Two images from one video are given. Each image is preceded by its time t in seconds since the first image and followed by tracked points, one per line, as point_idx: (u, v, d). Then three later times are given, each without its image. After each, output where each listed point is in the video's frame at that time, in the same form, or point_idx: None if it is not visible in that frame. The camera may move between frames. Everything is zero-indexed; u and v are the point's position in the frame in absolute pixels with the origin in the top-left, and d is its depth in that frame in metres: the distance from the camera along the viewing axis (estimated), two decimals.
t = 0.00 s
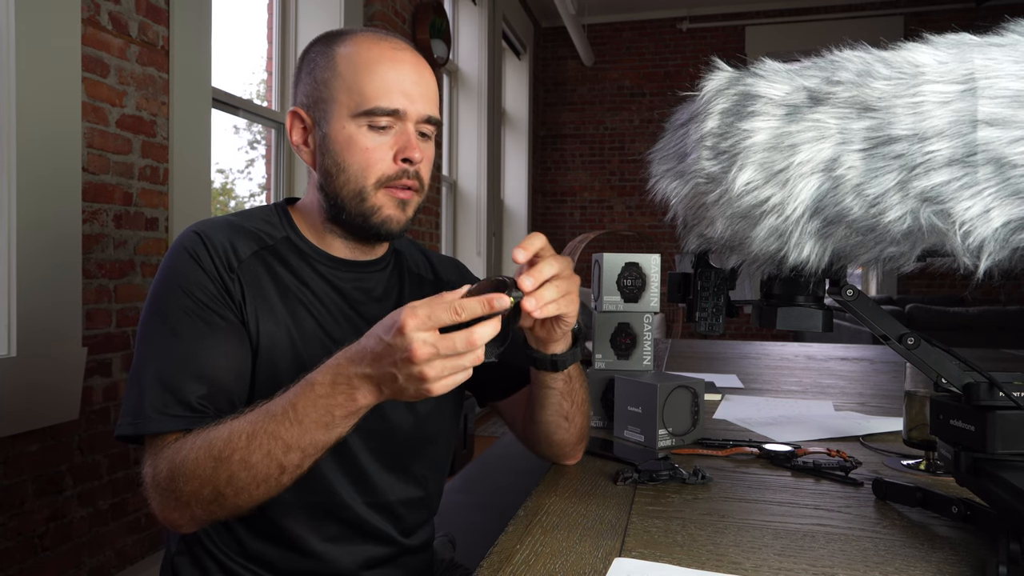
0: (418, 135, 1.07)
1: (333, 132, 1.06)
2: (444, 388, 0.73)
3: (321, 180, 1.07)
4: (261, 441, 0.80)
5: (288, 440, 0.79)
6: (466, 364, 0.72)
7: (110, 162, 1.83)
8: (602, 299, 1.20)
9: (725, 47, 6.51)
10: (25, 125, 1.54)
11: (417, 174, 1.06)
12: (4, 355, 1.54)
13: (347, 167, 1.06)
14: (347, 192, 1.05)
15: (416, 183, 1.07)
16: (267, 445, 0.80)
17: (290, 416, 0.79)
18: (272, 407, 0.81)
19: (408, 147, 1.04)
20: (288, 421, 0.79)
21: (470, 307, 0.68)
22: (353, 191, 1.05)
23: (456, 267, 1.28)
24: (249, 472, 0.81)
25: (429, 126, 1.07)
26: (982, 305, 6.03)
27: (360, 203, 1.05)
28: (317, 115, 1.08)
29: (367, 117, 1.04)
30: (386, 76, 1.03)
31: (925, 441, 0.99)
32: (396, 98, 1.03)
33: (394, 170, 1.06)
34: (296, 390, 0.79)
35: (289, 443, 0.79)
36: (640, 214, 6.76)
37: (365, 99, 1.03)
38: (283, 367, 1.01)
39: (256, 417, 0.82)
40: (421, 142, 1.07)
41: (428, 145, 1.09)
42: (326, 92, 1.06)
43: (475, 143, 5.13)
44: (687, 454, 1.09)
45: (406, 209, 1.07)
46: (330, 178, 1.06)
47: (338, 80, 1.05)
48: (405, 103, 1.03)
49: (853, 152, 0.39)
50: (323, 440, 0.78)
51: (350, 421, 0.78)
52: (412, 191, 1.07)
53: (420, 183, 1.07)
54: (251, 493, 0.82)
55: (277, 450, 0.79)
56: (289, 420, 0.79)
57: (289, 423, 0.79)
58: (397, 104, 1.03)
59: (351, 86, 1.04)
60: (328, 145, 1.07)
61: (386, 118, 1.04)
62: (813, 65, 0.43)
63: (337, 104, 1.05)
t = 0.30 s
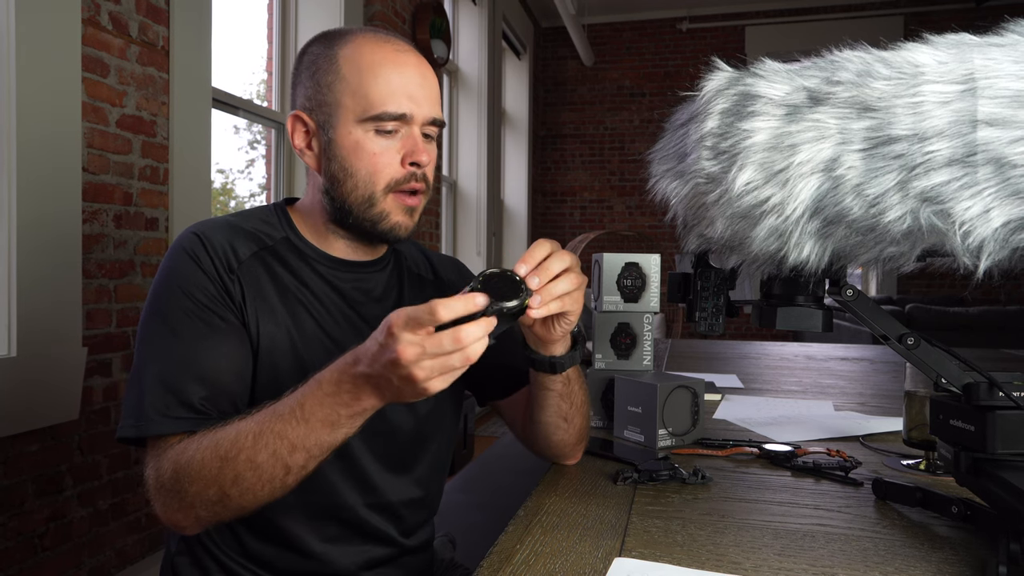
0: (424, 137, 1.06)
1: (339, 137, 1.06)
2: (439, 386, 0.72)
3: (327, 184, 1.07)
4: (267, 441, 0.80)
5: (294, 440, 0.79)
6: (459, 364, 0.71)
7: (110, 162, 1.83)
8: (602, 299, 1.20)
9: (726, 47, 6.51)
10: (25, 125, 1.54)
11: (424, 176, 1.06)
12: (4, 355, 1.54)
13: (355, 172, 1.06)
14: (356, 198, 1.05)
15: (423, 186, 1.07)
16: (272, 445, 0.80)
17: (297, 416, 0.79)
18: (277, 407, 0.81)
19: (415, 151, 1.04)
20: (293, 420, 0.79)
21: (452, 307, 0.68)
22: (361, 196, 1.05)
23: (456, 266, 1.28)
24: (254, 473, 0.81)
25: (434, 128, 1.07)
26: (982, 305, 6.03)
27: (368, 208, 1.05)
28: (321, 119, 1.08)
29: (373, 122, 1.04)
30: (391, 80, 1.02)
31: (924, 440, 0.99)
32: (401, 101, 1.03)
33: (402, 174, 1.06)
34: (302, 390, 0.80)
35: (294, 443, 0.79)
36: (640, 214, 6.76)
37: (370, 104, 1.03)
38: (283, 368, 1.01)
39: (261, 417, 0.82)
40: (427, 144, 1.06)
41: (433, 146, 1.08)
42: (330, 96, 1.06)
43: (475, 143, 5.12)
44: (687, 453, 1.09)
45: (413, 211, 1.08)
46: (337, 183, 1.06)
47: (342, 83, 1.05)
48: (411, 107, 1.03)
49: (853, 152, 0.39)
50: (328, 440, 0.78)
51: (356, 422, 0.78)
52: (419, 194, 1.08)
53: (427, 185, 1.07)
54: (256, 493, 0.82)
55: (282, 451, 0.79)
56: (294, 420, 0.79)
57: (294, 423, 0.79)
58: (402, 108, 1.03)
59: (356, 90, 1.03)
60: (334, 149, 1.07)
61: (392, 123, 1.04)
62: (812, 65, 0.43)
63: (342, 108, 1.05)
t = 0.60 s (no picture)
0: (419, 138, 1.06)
1: (334, 135, 1.06)
2: (395, 366, 0.70)
3: (321, 183, 1.07)
4: (264, 441, 0.81)
5: (289, 440, 0.79)
6: (418, 348, 0.69)
7: (110, 162, 1.83)
8: (602, 299, 1.20)
9: (725, 47, 6.51)
10: (25, 125, 1.54)
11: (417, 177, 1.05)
12: (5, 355, 1.54)
13: (347, 171, 1.05)
14: (349, 197, 1.04)
15: (416, 187, 1.06)
16: (268, 445, 0.80)
17: (295, 416, 0.80)
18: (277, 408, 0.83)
19: (408, 151, 1.03)
20: (291, 420, 0.80)
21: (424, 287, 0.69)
22: (354, 195, 1.04)
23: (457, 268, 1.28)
24: (248, 473, 0.81)
25: (429, 129, 1.06)
26: (982, 305, 6.03)
27: (358, 207, 1.04)
28: (317, 117, 1.08)
29: (367, 121, 1.03)
30: (386, 79, 1.02)
31: (924, 440, 0.99)
32: (396, 101, 1.02)
33: (395, 174, 1.05)
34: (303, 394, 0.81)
35: (289, 443, 0.79)
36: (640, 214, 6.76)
37: (365, 103, 1.03)
38: (283, 369, 1.01)
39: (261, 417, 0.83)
40: (422, 144, 1.05)
41: (429, 147, 1.08)
42: (327, 95, 1.06)
43: (475, 144, 5.13)
44: (687, 453, 1.10)
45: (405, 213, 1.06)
46: (331, 182, 1.06)
47: (338, 82, 1.05)
48: (405, 107, 1.02)
49: (853, 152, 0.39)
50: (321, 442, 0.79)
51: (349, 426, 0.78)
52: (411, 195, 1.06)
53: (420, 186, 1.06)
54: (250, 494, 0.82)
55: (278, 451, 0.80)
56: (292, 421, 0.80)
57: (291, 424, 0.80)
58: (397, 107, 1.02)
59: (351, 89, 1.03)
60: (328, 148, 1.07)
61: (386, 122, 1.03)
62: (812, 65, 0.43)
63: (336, 107, 1.05)
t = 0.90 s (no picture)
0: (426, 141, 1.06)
1: (341, 135, 1.05)
2: (392, 369, 0.69)
3: (326, 182, 1.07)
4: (264, 458, 0.82)
5: (288, 459, 0.81)
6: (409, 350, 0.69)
7: (110, 162, 1.83)
8: (602, 299, 1.20)
9: (725, 47, 6.51)
10: (25, 125, 1.54)
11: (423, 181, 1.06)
12: (5, 355, 1.54)
13: (354, 172, 1.05)
14: (354, 198, 1.04)
15: (422, 190, 1.07)
16: (267, 462, 0.82)
17: (296, 437, 0.82)
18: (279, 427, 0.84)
19: (415, 154, 1.04)
20: (291, 440, 0.82)
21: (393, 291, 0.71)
22: (359, 196, 1.04)
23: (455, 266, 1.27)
24: (245, 487, 0.82)
25: (437, 132, 1.06)
26: (982, 305, 6.03)
27: (364, 207, 1.04)
28: (325, 116, 1.07)
29: (375, 122, 1.03)
30: (397, 81, 1.02)
31: (924, 440, 0.99)
32: (405, 103, 1.02)
33: (401, 177, 1.05)
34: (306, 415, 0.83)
35: (287, 462, 0.81)
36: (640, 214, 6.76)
37: (374, 104, 1.03)
38: (283, 370, 1.01)
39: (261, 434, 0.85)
40: (429, 148, 1.06)
41: (436, 151, 1.08)
42: (336, 94, 1.05)
43: (475, 144, 5.13)
44: (686, 453, 1.10)
45: (410, 215, 1.07)
46: (336, 182, 1.06)
47: (348, 82, 1.04)
48: (414, 109, 1.03)
49: (853, 152, 0.39)
50: (319, 464, 0.80)
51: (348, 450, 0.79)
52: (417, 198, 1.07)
53: (425, 189, 1.07)
54: (246, 509, 0.83)
55: (276, 467, 0.81)
56: (292, 440, 0.81)
57: (291, 443, 0.81)
58: (406, 110, 1.02)
59: (361, 90, 1.03)
60: (335, 147, 1.06)
61: (394, 124, 1.03)
62: (813, 65, 0.43)
63: (346, 107, 1.05)
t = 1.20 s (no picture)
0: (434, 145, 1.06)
1: (350, 135, 1.05)
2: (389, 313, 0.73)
3: (334, 182, 1.07)
4: (281, 430, 0.82)
5: (307, 427, 0.81)
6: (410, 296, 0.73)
7: (110, 162, 1.83)
8: (602, 299, 1.20)
9: (725, 47, 6.51)
10: (26, 125, 1.54)
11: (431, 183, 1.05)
12: (5, 355, 1.54)
13: (361, 172, 1.04)
14: (363, 199, 1.04)
15: (429, 192, 1.06)
16: (286, 433, 0.82)
17: (312, 403, 0.82)
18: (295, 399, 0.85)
19: (423, 157, 1.03)
20: (308, 408, 0.82)
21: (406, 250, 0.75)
22: (368, 196, 1.04)
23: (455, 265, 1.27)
24: (266, 461, 0.82)
25: (445, 137, 1.06)
26: (982, 305, 6.04)
27: (372, 208, 1.04)
28: (335, 117, 1.07)
29: (385, 124, 1.03)
30: (408, 84, 1.02)
31: (924, 440, 0.99)
32: (415, 106, 1.02)
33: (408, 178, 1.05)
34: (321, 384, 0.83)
35: (306, 429, 0.81)
36: (640, 214, 6.77)
37: (384, 106, 1.02)
38: (285, 369, 1.01)
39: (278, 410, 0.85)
40: (438, 152, 1.05)
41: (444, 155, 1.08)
42: (347, 95, 1.05)
43: (475, 144, 5.13)
44: (686, 453, 1.10)
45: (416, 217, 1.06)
46: (344, 182, 1.05)
47: (359, 84, 1.04)
48: (423, 113, 1.02)
49: (853, 152, 0.39)
50: (338, 427, 0.81)
51: (366, 409, 0.80)
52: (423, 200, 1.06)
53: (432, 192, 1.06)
54: (268, 486, 0.83)
55: (294, 438, 0.82)
56: (309, 408, 0.82)
57: (308, 412, 0.82)
58: (416, 113, 1.02)
59: (371, 92, 1.03)
60: (344, 147, 1.06)
61: (404, 126, 1.03)
62: (812, 65, 0.43)
63: (356, 108, 1.04)
